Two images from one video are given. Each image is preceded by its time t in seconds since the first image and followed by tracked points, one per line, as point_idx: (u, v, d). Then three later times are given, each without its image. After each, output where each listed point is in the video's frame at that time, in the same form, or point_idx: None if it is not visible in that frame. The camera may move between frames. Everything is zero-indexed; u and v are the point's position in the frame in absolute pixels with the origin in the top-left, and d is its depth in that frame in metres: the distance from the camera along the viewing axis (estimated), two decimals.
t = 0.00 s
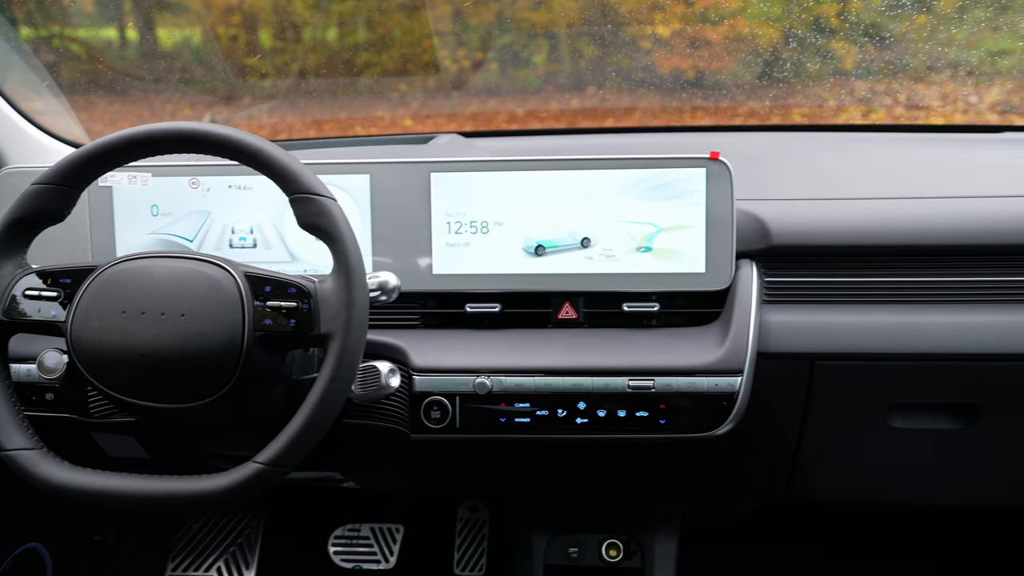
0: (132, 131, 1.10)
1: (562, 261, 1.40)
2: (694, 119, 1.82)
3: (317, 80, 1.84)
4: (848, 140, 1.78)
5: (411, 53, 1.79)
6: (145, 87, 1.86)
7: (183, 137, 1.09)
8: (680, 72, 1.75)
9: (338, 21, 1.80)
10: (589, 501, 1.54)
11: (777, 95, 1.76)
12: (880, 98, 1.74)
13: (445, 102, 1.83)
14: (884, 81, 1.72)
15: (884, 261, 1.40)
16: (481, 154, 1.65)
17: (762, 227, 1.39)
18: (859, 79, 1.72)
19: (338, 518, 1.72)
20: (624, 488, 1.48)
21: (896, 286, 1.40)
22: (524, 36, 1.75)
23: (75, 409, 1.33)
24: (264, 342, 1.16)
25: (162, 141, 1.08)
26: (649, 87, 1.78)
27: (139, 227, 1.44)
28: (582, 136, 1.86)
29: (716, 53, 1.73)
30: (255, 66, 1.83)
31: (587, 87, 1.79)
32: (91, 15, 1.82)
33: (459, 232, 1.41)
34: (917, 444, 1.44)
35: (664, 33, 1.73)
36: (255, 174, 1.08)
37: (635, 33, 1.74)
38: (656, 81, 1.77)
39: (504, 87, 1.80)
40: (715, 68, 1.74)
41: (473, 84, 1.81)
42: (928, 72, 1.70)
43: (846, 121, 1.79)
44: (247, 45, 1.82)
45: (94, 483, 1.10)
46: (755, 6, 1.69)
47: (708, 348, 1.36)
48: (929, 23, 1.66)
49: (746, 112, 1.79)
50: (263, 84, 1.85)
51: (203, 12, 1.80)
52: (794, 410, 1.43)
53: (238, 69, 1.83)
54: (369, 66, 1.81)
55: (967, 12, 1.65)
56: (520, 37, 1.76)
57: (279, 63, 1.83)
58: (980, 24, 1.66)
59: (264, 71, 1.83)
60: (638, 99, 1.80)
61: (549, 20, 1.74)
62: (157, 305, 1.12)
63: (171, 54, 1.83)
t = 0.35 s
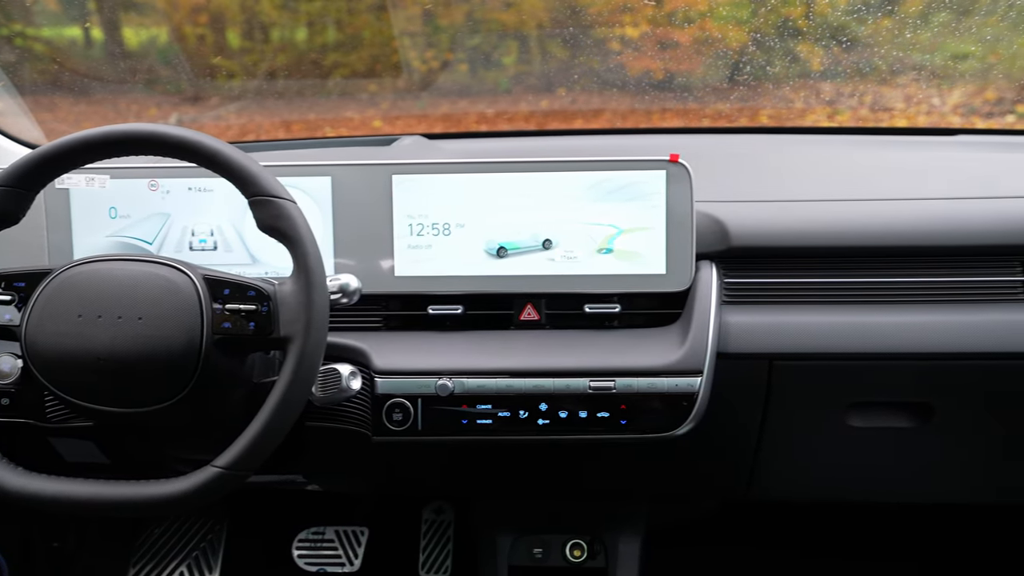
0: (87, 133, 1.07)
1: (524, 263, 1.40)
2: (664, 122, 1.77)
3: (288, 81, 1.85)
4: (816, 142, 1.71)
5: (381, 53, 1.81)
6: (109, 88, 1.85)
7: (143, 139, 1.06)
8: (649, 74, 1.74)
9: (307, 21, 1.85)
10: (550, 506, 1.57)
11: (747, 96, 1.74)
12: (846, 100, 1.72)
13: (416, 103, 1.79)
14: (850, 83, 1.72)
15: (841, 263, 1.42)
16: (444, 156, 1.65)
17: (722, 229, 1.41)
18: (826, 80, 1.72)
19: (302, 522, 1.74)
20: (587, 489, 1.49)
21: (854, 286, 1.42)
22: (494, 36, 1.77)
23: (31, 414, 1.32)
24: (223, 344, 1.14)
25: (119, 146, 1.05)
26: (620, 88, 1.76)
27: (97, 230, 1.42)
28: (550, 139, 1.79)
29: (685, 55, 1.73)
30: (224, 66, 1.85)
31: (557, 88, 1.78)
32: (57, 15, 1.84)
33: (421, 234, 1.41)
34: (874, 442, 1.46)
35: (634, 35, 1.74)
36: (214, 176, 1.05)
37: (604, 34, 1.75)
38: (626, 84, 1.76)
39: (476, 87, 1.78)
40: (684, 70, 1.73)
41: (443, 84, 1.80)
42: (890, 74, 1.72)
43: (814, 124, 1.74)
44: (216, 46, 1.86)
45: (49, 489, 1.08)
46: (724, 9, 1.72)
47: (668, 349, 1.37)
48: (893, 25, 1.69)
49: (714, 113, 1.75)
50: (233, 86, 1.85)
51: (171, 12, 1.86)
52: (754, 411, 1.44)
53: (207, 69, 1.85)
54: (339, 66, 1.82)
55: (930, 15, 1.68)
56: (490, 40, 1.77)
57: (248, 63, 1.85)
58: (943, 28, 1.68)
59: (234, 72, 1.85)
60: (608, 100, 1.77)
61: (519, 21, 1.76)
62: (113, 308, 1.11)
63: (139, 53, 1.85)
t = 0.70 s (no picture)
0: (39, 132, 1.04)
1: (485, 262, 1.40)
2: (629, 122, 1.78)
3: (251, 80, 1.82)
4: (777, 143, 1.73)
5: (348, 52, 1.79)
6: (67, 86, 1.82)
7: (98, 139, 1.04)
8: (615, 74, 1.74)
9: (273, 18, 1.84)
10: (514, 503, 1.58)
11: (716, 97, 1.74)
12: (810, 100, 1.73)
13: (382, 102, 1.78)
14: (815, 84, 1.72)
15: (798, 262, 1.44)
16: (406, 155, 1.64)
17: (683, 228, 1.42)
18: (791, 81, 1.72)
19: (264, 524, 1.73)
20: (550, 488, 1.50)
21: (812, 286, 1.44)
22: (461, 36, 1.77)
23: None
24: (180, 347, 1.12)
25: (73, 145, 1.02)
26: (587, 88, 1.75)
27: (52, 230, 1.40)
28: (515, 140, 1.76)
29: (652, 56, 1.73)
30: (188, 64, 1.82)
31: (524, 87, 1.76)
32: (15, 12, 1.83)
33: (382, 234, 1.40)
34: (832, 440, 1.49)
35: (603, 37, 1.73)
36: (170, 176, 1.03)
37: (569, 35, 1.74)
38: (592, 84, 1.75)
39: (443, 87, 1.77)
40: (650, 70, 1.73)
41: (409, 83, 1.78)
42: (855, 76, 1.71)
43: (777, 125, 1.76)
44: (179, 43, 1.85)
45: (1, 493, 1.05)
46: (687, 10, 1.73)
47: (629, 348, 1.37)
48: (857, 28, 1.70)
49: (680, 113, 1.76)
50: (196, 83, 1.82)
51: (133, 9, 1.86)
52: (715, 409, 1.46)
53: (171, 67, 1.82)
54: (304, 65, 1.81)
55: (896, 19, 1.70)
56: (457, 37, 1.78)
57: (211, 61, 1.83)
58: (905, 32, 1.69)
59: (197, 70, 1.82)
60: (577, 100, 1.76)
61: (486, 22, 1.76)
62: (68, 309, 1.09)
63: (99, 50, 1.83)
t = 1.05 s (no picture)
0: None
1: (444, 261, 1.40)
2: (594, 121, 1.80)
3: (211, 79, 1.78)
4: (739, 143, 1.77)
5: (309, 50, 1.75)
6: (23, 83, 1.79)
7: (48, 136, 1.02)
8: (577, 74, 1.74)
9: (235, 14, 1.77)
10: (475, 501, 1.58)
11: (678, 97, 1.76)
12: (772, 101, 1.75)
13: (345, 100, 1.77)
14: (775, 84, 1.74)
15: (754, 261, 1.46)
16: (366, 154, 1.63)
17: (640, 227, 1.44)
18: (751, 82, 1.74)
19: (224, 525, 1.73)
20: (510, 486, 1.51)
21: (768, 284, 1.46)
22: (426, 35, 1.75)
23: None
24: (134, 345, 1.10)
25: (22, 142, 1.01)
26: (551, 87, 1.76)
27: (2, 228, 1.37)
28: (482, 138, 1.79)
29: (615, 55, 1.73)
30: (148, 61, 1.78)
31: (488, 87, 1.77)
32: None
33: (341, 232, 1.40)
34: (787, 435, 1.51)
35: (565, 35, 1.73)
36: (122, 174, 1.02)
37: (533, 34, 1.73)
38: (557, 82, 1.76)
39: (407, 84, 1.77)
40: (612, 70, 1.74)
41: (373, 80, 1.77)
42: (815, 76, 1.73)
43: (738, 124, 1.78)
44: (138, 39, 1.78)
45: None
46: (648, 11, 1.72)
47: (587, 346, 1.39)
48: (815, 30, 1.70)
49: (643, 114, 1.79)
50: (156, 80, 1.79)
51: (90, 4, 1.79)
52: (672, 406, 1.48)
53: (131, 64, 1.79)
54: (266, 62, 1.77)
55: (852, 20, 1.70)
56: (420, 36, 1.75)
57: (171, 58, 1.78)
58: (860, 33, 1.70)
59: (158, 67, 1.78)
60: (540, 99, 1.77)
61: (450, 20, 1.74)
62: (17, 308, 1.06)
63: (56, 45, 1.79)
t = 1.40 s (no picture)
0: None
1: (398, 260, 1.40)
2: (558, 120, 1.81)
3: (173, 74, 1.76)
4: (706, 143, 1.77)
5: (274, 48, 1.74)
6: None
7: None
8: (542, 73, 1.74)
9: (194, 11, 1.76)
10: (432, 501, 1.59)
11: (640, 97, 1.77)
12: (732, 100, 1.76)
13: (307, 99, 1.76)
14: (735, 85, 1.75)
15: (707, 261, 1.48)
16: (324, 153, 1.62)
17: (595, 227, 1.44)
18: (711, 82, 1.75)
19: (178, 527, 1.72)
20: (466, 484, 1.51)
21: (720, 282, 1.48)
22: (389, 33, 1.74)
23: None
24: (81, 345, 1.09)
25: None
26: (514, 86, 1.76)
27: None
28: (445, 137, 1.79)
29: (578, 55, 1.73)
30: (106, 57, 1.76)
31: (451, 86, 1.77)
32: None
33: (294, 231, 1.39)
34: (740, 431, 1.53)
35: (529, 34, 1.73)
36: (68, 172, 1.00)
37: (499, 31, 1.73)
38: (521, 81, 1.76)
39: (368, 82, 1.76)
40: (576, 70, 1.74)
41: (335, 78, 1.75)
42: (775, 77, 1.74)
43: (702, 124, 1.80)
44: (95, 35, 1.76)
45: None
46: (612, 11, 1.71)
47: (542, 345, 1.39)
48: (772, 31, 1.70)
49: (605, 113, 1.80)
50: (114, 76, 1.76)
51: None
52: (625, 404, 1.50)
53: (89, 60, 1.76)
54: (227, 60, 1.75)
55: (807, 21, 1.69)
56: (385, 33, 1.74)
57: (130, 54, 1.76)
58: (821, 32, 1.70)
59: (116, 62, 1.76)
60: (502, 99, 1.77)
61: (414, 17, 1.73)
62: None
63: (10, 40, 1.75)
